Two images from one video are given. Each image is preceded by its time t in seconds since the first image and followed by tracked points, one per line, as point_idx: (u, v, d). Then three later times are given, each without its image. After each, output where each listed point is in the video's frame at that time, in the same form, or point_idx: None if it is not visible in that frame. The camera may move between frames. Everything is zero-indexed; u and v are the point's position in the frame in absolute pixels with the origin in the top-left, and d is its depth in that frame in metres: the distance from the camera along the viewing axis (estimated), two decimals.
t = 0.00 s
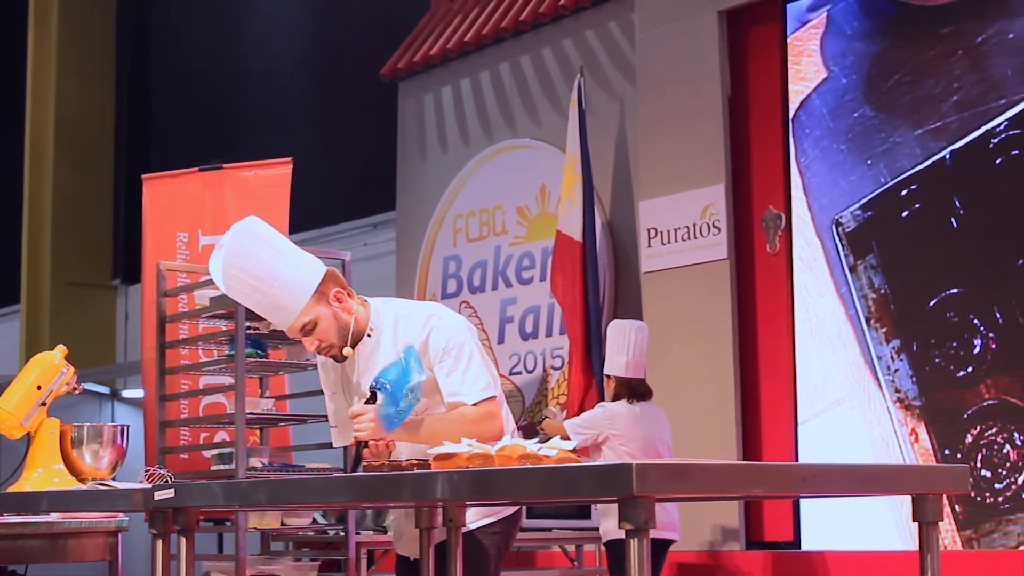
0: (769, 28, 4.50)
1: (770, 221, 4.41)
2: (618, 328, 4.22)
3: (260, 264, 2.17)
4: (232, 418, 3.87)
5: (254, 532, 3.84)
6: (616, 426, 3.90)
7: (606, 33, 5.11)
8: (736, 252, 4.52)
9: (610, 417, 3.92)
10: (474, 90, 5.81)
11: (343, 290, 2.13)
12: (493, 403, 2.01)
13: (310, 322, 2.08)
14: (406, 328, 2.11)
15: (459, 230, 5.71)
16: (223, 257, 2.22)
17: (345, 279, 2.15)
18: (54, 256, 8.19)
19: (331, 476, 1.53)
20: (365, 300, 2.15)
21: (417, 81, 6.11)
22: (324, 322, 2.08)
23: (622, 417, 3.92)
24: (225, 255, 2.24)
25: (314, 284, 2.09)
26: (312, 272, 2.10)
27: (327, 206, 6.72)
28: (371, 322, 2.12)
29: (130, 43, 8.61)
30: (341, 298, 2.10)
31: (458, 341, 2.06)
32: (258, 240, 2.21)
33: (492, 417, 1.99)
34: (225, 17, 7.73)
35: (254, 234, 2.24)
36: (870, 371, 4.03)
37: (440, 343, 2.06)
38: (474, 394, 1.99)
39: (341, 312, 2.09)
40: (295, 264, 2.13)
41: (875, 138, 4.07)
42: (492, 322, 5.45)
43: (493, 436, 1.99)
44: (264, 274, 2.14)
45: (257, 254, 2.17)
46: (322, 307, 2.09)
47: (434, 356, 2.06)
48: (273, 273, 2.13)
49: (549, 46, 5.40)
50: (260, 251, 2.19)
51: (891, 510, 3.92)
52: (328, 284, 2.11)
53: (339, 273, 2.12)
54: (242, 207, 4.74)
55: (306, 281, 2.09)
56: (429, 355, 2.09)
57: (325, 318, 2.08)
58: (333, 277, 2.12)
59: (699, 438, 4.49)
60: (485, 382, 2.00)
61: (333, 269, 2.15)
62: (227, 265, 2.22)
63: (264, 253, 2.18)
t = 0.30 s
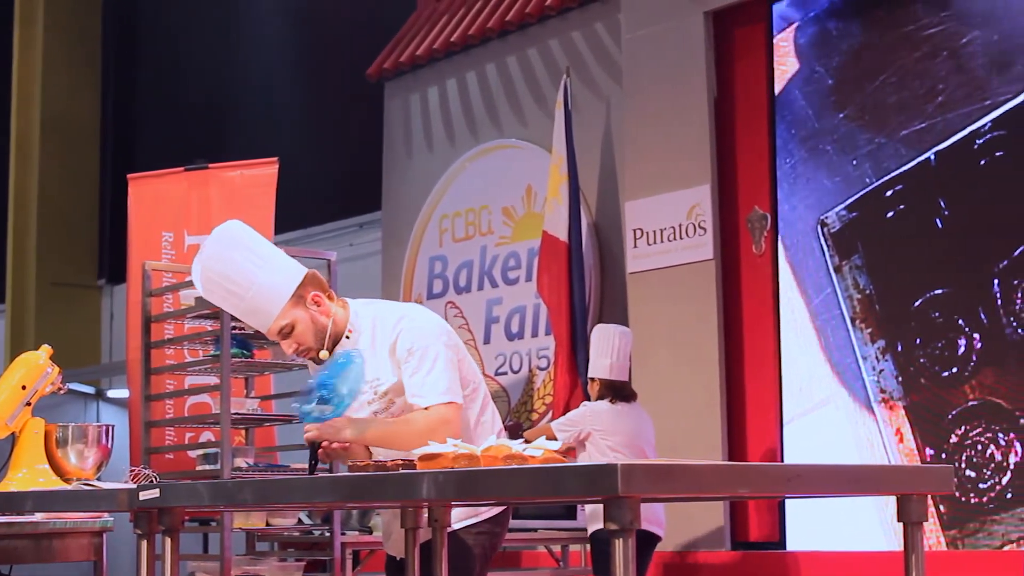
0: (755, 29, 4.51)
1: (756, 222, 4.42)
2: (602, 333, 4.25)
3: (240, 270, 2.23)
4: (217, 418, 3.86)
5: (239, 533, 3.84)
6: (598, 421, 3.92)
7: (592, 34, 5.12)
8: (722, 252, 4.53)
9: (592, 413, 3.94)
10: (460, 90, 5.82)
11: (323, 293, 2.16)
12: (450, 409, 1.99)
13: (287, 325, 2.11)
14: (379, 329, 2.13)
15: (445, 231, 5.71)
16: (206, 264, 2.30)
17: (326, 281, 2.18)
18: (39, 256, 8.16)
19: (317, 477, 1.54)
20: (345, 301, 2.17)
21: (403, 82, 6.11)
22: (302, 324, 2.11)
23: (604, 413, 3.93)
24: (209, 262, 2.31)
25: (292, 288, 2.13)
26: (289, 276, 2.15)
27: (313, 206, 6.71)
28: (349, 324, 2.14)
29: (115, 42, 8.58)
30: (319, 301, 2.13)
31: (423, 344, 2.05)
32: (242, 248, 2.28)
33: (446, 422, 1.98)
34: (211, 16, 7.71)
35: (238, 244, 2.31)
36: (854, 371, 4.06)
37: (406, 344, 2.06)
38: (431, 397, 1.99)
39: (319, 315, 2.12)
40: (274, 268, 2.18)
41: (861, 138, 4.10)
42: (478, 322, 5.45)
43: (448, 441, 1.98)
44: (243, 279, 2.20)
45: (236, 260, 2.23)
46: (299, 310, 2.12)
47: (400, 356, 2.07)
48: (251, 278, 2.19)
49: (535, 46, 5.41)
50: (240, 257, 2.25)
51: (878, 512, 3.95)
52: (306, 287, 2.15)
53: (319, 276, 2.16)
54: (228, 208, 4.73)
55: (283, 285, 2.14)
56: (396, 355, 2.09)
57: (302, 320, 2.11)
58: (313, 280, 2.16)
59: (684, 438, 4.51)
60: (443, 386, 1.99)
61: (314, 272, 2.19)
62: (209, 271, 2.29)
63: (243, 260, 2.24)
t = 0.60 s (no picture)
0: (740, 31, 4.53)
1: (740, 222, 4.44)
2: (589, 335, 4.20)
3: (210, 283, 2.26)
4: (202, 418, 3.86)
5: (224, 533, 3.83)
6: (585, 421, 3.93)
7: (577, 35, 5.14)
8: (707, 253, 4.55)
9: (578, 414, 3.95)
10: (445, 90, 5.82)
11: (296, 299, 2.18)
12: (426, 404, 1.99)
13: (261, 333, 2.14)
14: (353, 330, 2.14)
15: (430, 231, 5.71)
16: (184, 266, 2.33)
17: (299, 287, 2.20)
18: (22, 256, 8.12)
19: (301, 477, 1.54)
20: (319, 306, 2.19)
21: (388, 82, 6.11)
22: (275, 333, 2.14)
23: (590, 413, 3.94)
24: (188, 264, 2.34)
25: (263, 297, 2.15)
26: (259, 287, 2.17)
27: (297, 206, 6.71)
28: (323, 328, 2.15)
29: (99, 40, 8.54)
30: (291, 307, 2.15)
31: (395, 341, 2.06)
32: (221, 255, 2.30)
33: (420, 416, 1.97)
34: (196, 14, 7.69)
35: (217, 249, 2.33)
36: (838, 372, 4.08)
37: (379, 342, 2.07)
38: (404, 393, 1.98)
39: (292, 322, 2.14)
40: (245, 278, 2.19)
41: (845, 139, 4.12)
42: (463, 323, 5.46)
43: (425, 436, 1.96)
44: (213, 292, 2.23)
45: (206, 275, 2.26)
46: (272, 318, 2.14)
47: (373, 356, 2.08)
48: (223, 289, 2.21)
49: (520, 47, 5.42)
50: (210, 271, 2.28)
51: (862, 514, 3.98)
52: (279, 294, 2.17)
53: (291, 283, 2.18)
54: (213, 207, 4.72)
55: (253, 295, 2.16)
56: (370, 354, 2.10)
57: (275, 329, 2.14)
58: (285, 287, 2.18)
59: (668, 439, 4.52)
60: (417, 381, 1.99)
61: (287, 279, 2.21)
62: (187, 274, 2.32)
63: (218, 268, 2.27)
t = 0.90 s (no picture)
0: (726, 32, 4.55)
1: (726, 223, 4.45)
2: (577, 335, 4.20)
3: (192, 287, 2.26)
4: (187, 418, 3.85)
5: (209, 533, 3.83)
6: (572, 420, 3.94)
7: (564, 35, 5.15)
8: (693, 254, 4.56)
9: (565, 414, 3.96)
10: (431, 91, 5.82)
11: (276, 301, 2.19)
12: (406, 405, 2.00)
13: (242, 336, 2.14)
14: (334, 331, 2.14)
15: (416, 231, 5.71)
16: (166, 272, 2.33)
17: (280, 290, 2.20)
18: (7, 255, 8.09)
19: (287, 477, 1.54)
20: (301, 308, 2.19)
21: (374, 82, 6.11)
22: (256, 335, 2.14)
23: (577, 413, 3.95)
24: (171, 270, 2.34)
25: (243, 300, 2.15)
26: (239, 289, 2.17)
27: (283, 206, 6.70)
28: (304, 330, 2.15)
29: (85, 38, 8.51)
30: (272, 310, 2.15)
31: (376, 343, 2.07)
32: (203, 260, 2.31)
33: (401, 417, 1.98)
34: (182, 13, 7.67)
35: (201, 255, 2.34)
36: (824, 372, 4.10)
37: (360, 343, 2.08)
38: (386, 393, 1.99)
39: (273, 324, 2.14)
40: (227, 281, 2.19)
41: (831, 140, 4.15)
42: (449, 324, 5.46)
43: (406, 436, 1.98)
44: (194, 294, 2.23)
45: (188, 278, 2.27)
46: (253, 321, 2.14)
47: (354, 357, 2.08)
48: (205, 291, 2.21)
49: (507, 48, 5.43)
50: (192, 274, 2.28)
51: (848, 514, 4.00)
52: (259, 296, 2.17)
53: (271, 284, 2.18)
54: (198, 207, 4.71)
55: (233, 298, 2.16)
56: (351, 356, 2.11)
57: (256, 331, 2.14)
58: (266, 289, 2.18)
59: (654, 439, 4.53)
60: (399, 381, 2.00)
61: (268, 281, 2.21)
62: (169, 280, 2.32)
63: (200, 272, 2.27)
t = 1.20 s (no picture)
0: (712, 34, 4.57)
1: (713, 224, 4.47)
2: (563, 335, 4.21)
3: (179, 287, 2.25)
4: (173, 418, 3.85)
5: (196, 533, 3.82)
6: (559, 419, 3.95)
7: (551, 36, 5.16)
8: (680, 254, 4.57)
9: (552, 414, 3.97)
10: (418, 91, 5.83)
11: (263, 301, 2.18)
12: (389, 408, 2.00)
13: (228, 336, 2.12)
14: (320, 332, 2.15)
15: (403, 231, 5.72)
16: (151, 271, 2.32)
17: (266, 289, 2.19)
18: None
19: (274, 477, 1.55)
20: (287, 308, 2.19)
21: (361, 83, 6.11)
22: (243, 335, 2.13)
23: (564, 412, 3.96)
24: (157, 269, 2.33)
25: (229, 299, 2.14)
26: (226, 289, 2.16)
27: (270, 206, 6.69)
28: (291, 329, 2.16)
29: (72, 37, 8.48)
30: (259, 309, 2.15)
31: (361, 345, 2.07)
32: (189, 260, 2.30)
33: (382, 421, 1.98)
34: (168, 12, 7.65)
35: (186, 253, 2.32)
36: (810, 373, 4.12)
37: (346, 345, 2.09)
38: (369, 397, 2.00)
39: (259, 323, 2.14)
40: (213, 281, 2.19)
41: (818, 142, 4.17)
42: (435, 324, 5.47)
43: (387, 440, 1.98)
44: (182, 295, 2.22)
45: (176, 279, 2.25)
46: (240, 320, 2.13)
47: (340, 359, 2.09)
48: (191, 291, 2.20)
49: (494, 48, 5.44)
50: (180, 275, 2.27)
51: (834, 514, 4.01)
52: (245, 296, 2.16)
53: (258, 284, 2.17)
54: (185, 207, 4.71)
55: (221, 297, 2.15)
56: (337, 357, 2.12)
57: (243, 331, 2.13)
58: (252, 289, 2.17)
59: (641, 440, 4.55)
60: (383, 384, 2.01)
61: (253, 280, 2.20)
62: (154, 278, 2.32)
63: (187, 273, 2.26)
